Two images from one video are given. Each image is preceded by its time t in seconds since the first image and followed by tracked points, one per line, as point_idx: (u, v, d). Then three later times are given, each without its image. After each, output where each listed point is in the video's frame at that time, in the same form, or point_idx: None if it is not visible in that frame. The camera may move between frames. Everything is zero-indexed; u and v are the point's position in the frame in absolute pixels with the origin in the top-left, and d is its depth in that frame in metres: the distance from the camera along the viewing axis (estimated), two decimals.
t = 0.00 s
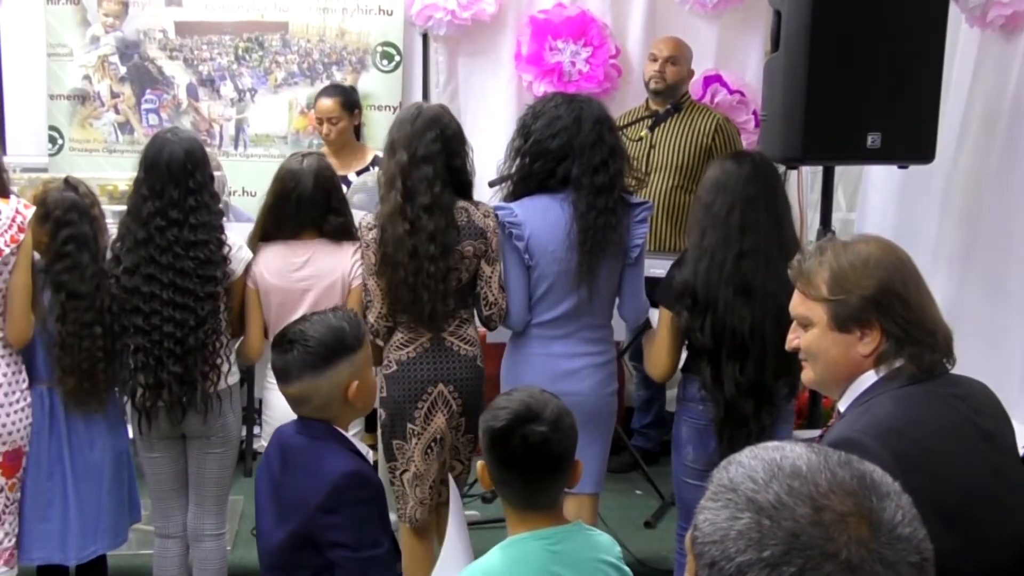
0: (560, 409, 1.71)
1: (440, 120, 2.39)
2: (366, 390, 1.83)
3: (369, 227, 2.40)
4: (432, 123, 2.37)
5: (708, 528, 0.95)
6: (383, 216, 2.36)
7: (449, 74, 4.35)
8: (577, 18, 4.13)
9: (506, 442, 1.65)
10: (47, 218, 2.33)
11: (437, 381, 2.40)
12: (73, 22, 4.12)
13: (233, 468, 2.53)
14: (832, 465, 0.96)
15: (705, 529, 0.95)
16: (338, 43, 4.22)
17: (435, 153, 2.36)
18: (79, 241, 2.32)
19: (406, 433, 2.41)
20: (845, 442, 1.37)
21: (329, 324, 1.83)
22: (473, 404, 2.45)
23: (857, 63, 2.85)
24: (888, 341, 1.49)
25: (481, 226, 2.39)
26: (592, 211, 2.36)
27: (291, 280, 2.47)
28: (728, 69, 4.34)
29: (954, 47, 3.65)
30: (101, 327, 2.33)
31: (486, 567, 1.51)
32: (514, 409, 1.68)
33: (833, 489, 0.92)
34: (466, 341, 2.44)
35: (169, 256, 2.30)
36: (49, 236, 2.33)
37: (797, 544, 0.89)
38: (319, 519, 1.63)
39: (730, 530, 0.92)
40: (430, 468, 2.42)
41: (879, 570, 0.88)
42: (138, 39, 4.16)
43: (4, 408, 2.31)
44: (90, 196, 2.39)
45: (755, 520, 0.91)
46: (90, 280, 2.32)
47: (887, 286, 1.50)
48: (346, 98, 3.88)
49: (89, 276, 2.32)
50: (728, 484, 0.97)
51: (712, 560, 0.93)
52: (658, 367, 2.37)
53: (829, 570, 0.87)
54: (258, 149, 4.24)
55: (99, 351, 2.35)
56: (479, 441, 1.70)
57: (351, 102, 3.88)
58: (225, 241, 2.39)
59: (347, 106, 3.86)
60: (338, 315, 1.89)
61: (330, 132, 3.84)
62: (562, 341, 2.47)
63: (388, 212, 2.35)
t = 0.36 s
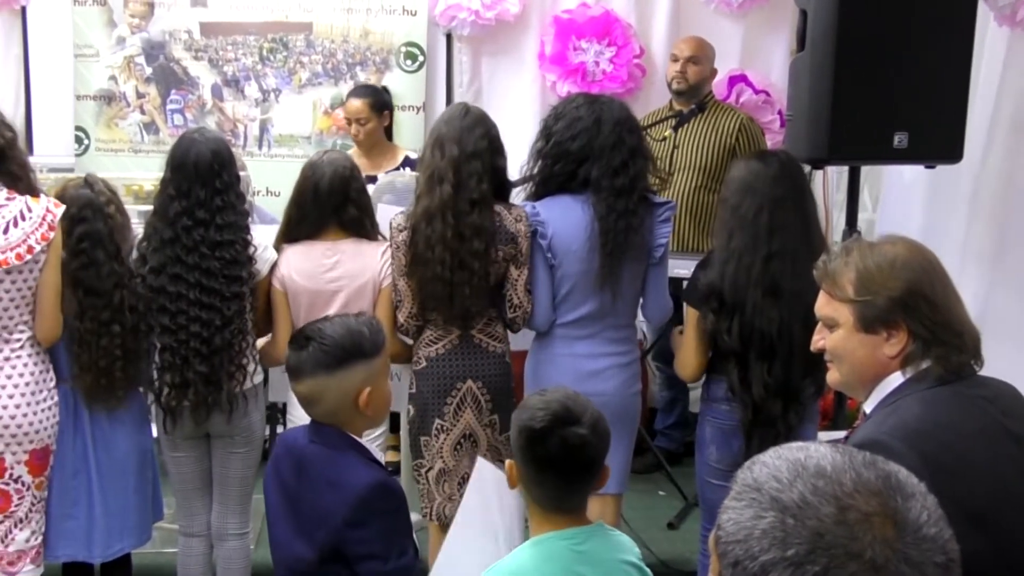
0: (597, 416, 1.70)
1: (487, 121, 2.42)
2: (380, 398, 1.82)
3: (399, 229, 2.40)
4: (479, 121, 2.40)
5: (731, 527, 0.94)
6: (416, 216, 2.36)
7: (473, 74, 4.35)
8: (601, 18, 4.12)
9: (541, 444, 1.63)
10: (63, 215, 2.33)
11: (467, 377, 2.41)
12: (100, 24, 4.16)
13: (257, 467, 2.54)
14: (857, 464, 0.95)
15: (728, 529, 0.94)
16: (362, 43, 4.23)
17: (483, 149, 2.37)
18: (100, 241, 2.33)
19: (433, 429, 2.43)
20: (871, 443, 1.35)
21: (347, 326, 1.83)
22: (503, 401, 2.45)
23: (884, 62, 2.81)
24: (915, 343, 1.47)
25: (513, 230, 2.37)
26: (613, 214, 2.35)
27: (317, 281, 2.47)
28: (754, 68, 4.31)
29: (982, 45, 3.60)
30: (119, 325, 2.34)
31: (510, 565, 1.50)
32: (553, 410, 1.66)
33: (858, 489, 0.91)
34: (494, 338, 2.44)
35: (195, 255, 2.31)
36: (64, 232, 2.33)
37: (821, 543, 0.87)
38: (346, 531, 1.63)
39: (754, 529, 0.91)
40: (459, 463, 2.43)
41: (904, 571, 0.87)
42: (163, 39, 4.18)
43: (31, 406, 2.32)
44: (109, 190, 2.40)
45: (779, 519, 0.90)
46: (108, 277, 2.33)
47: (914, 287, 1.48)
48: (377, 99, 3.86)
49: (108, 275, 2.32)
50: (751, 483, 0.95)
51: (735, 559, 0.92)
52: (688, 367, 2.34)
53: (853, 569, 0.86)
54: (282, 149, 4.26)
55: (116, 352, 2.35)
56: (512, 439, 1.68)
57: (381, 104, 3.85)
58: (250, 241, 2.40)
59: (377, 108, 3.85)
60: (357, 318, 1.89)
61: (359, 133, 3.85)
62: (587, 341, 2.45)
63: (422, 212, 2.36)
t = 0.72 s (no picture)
0: (592, 420, 1.66)
1: (509, 122, 2.43)
2: (390, 402, 1.80)
3: (419, 227, 2.40)
4: (501, 121, 2.41)
5: (748, 528, 0.93)
6: (437, 214, 2.37)
7: (489, 74, 4.35)
8: (618, 18, 4.11)
9: (535, 454, 1.63)
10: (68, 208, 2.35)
11: (485, 378, 2.41)
12: (117, 24, 4.17)
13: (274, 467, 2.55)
14: (875, 466, 0.94)
15: (744, 530, 0.93)
16: (378, 43, 4.23)
17: (505, 148, 2.38)
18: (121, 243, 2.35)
19: (450, 429, 2.42)
20: (889, 444, 1.34)
21: (364, 325, 1.83)
22: (521, 402, 2.45)
23: (903, 61, 2.79)
24: (933, 343, 1.46)
25: (533, 228, 2.37)
26: (630, 215, 2.33)
27: (332, 282, 2.46)
28: (771, 68, 4.29)
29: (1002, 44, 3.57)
30: (116, 320, 2.36)
31: (523, 562, 1.50)
32: (546, 422, 1.64)
33: (876, 491, 0.90)
34: (513, 339, 2.45)
35: (212, 256, 2.32)
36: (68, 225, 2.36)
37: (839, 545, 0.86)
38: (357, 537, 1.62)
39: (771, 530, 0.90)
40: (477, 464, 2.43)
41: (924, 573, 0.86)
42: (181, 40, 4.21)
43: (49, 405, 2.33)
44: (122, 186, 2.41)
45: (796, 521, 0.89)
46: (102, 271, 2.33)
47: (933, 287, 1.46)
48: (400, 99, 3.83)
49: (103, 268, 2.32)
50: (768, 485, 0.94)
51: (752, 561, 0.91)
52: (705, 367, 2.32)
53: (873, 571, 0.85)
54: (298, 149, 4.27)
55: (130, 357, 2.38)
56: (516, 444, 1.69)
57: (405, 103, 3.83)
58: (267, 241, 2.40)
59: (400, 108, 3.82)
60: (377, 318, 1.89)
61: (382, 133, 3.84)
62: (604, 342, 2.44)
63: (443, 210, 2.36)
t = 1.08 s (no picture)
0: (608, 409, 1.67)
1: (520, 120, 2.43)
2: (399, 400, 1.78)
3: (432, 227, 2.40)
4: (513, 121, 2.41)
5: (763, 529, 0.92)
6: (450, 213, 2.37)
7: (504, 74, 4.34)
8: (633, 17, 4.10)
9: (554, 446, 1.62)
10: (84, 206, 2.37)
11: (498, 379, 2.40)
12: (133, 25, 4.19)
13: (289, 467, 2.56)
14: (893, 467, 0.93)
15: (760, 530, 0.93)
16: (393, 43, 4.24)
17: (518, 146, 2.38)
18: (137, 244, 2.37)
19: (464, 430, 2.42)
20: (905, 445, 1.33)
21: (375, 324, 1.83)
22: (535, 402, 2.45)
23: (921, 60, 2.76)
24: (951, 344, 1.44)
25: (546, 227, 2.37)
26: (647, 215, 2.32)
27: (348, 283, 2.46)
28: (787, 68, 4.27)
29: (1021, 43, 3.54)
30: (128, 317, 2.37)
31: (540, 561, 1.50)
32: (563, 413, 1.65)
33: (894, 491, 0.89)
34: (528, 339, 2.44)
35: (226, 256, 2.33)
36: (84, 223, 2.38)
37: (856, 546, 0.85)
38: (361, 537, 1.61)
39: (787, 530, 0.90)
40: (491, 465, 2.42)
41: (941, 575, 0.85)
42: (196, 40, 4.22)
43: (64, 404, 2.33)
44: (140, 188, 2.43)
45: (813, 521, 0.88)
46: (114, 267, 2.34)
47: (950, 288, 1.45)
48: (401, 97, 3.84)
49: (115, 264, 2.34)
50: (784, 485, 0.94)
51: (768, 561, 0.90)
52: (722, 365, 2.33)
53: (889, 573, 0.84)
54: (313, 149, 4.28)
55: (142, 355, 2.40)
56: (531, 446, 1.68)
57: (405, 102, 3.84)
58: (281, 242, 2.41)
59: (401, 106, 3.83)
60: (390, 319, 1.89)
61: (383, 131, 3.85)
62: (620, 342, 2.44)
63: (456, 209, 2.36)
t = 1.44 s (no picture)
0: (630, 405, 1.68)
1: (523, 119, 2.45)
2: (406, 407, 1.76)
3: (443, 227, 2.40)
4: (516, 120, 2.43)
5: (778, 530, 0.92)
6: (461, 212, 2.37)
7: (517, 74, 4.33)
8: (646, 17, 4.10)
9: (575, 441, 1.61)
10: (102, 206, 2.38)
11: (511, 379, 2.40)
12: (147, 25, 4.21)
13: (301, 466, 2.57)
14: (910, 469, 0.92)
15: (775, 532, 0.92)
16: (406, 43, 4.25)
17: (523, 144, 2.39)
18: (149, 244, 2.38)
19: (478, 429, 2.42)
20: (920, 445, 1.32)
21: (403, 324, 1.82)
22: (549, 402, 2.44)
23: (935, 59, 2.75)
24: (965, 344, 1.43)
25: (556, 224, 2.38)
26: (660, 214, 2.32)
27: (362, 283, 2.47)
28: (801, 67, 4.25)
29: None
30: (139, 313, 2.37)
31: (556, 560, 1.49)
32: (585, 408, 1.65)
33: (910, 494, 0.88)
34: (541, 339, 2.44)
35: (240, 254, 2.34)
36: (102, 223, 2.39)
37: (872, 549, 0.85)
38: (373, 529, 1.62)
39: (802, 532, 0.89)
40: (504, 465, 2.42)
41: None
42: (210, 41, 4.24)
43: (79, 403, 2.35)
44: (151, 189, 2.43)
45: (829, 524, 0.88)
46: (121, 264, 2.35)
47: (964, 287, 1.44)
48: (391, 94, 3.81)
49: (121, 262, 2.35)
50: (799, 486, 0.93)
51: (782, 563, 0.90)
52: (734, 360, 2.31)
53: None
54: (326, 149, 4.29)
55: (158, 351, 2.40)
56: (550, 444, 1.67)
57: (394, 99, 3.80)
58: (294, 241, 2.42)
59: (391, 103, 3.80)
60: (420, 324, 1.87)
61: (371, 129, 3.83)
62: (632, 342, 2.43)
63: (466, 207, 2.36)
